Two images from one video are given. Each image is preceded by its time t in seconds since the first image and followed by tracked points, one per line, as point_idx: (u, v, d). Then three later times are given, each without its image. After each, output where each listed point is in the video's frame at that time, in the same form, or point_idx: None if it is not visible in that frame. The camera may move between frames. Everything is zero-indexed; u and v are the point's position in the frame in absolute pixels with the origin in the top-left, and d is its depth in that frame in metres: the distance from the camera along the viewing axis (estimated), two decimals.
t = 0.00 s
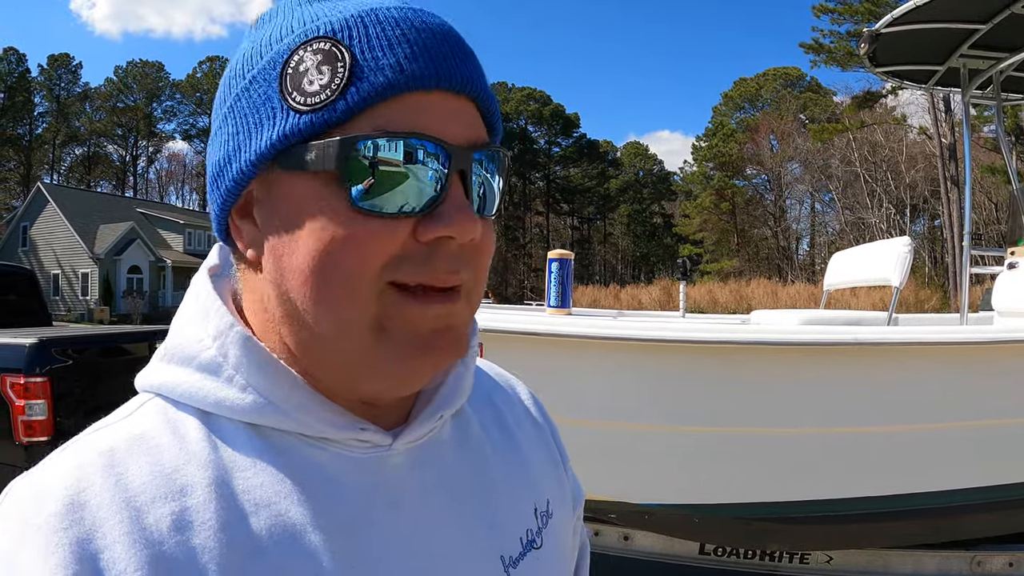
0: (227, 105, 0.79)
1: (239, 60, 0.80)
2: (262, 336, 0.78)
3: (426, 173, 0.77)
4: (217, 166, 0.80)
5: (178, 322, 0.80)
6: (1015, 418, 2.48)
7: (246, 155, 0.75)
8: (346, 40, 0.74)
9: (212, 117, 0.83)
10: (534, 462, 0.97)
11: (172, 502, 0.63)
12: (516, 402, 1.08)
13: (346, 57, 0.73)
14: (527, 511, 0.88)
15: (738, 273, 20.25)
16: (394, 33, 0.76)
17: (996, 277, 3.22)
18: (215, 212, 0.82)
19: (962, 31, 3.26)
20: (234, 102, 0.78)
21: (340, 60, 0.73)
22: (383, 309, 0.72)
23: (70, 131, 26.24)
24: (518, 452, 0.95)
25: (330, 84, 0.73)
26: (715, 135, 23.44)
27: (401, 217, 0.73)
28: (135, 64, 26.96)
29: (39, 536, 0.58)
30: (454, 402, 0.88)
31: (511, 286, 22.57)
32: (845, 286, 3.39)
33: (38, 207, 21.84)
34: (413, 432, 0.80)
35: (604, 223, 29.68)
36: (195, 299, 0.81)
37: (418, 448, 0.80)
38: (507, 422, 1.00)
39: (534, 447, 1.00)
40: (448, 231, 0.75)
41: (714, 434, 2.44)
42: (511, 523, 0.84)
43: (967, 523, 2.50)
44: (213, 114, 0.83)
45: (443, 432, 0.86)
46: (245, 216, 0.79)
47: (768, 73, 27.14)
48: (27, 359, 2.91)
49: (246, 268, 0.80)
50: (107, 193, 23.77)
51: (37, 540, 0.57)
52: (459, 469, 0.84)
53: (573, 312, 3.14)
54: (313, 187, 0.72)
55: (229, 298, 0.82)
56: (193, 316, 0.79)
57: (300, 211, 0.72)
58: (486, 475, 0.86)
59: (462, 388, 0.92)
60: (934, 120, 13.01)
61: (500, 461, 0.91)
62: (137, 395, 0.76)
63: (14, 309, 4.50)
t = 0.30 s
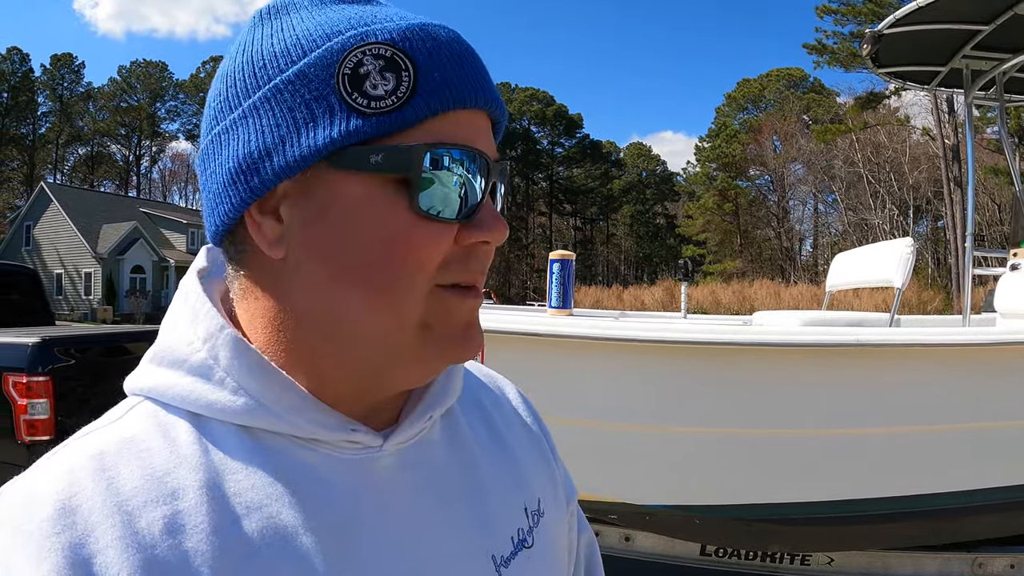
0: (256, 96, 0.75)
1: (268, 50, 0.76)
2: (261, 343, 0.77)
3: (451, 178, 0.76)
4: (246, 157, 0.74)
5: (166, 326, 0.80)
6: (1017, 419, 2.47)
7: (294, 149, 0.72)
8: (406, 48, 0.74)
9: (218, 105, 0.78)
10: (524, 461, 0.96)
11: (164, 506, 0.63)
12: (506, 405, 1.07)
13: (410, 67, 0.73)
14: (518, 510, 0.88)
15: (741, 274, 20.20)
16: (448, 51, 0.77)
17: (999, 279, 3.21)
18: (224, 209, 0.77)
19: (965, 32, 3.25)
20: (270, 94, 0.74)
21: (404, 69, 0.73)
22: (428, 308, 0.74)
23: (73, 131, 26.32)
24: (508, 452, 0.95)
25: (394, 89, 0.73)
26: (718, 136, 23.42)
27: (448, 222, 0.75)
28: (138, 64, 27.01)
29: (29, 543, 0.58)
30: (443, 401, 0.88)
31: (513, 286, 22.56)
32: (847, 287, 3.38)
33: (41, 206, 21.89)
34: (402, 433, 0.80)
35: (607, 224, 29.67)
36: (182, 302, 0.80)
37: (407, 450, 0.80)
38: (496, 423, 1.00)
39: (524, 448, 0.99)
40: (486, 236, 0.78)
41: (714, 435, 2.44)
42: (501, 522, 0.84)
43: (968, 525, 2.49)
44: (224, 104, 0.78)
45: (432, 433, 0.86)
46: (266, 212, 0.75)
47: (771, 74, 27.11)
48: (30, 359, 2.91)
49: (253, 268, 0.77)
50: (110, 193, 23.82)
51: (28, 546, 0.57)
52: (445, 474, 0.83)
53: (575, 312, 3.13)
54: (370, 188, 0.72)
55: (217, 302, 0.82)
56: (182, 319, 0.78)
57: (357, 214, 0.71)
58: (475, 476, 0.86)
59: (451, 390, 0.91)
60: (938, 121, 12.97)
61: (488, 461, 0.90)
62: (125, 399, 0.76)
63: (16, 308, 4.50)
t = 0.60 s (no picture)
0: (270, 92, 0.74)
1: (284, 47, 0.75)
2: (262, 347, 0.77)
3: (458, 184, 0.75)
4: (264, 154, 0.73)
5: (162, 328, 0.80)
6: (1019, 420, 2.47)
7: (316, 148, 0.71)
8: (427, 56, 0.74)
9: (226, 102, 0.77)
10: (520, 464, 0.97)
11: (160, 508, 0.63)
12: (500, 406, 1.07)
13: (432, 74, 0.73)
14: (513, 511, 0.88)
15: (743, 275, 20.19)
16: (466, 61, 0.77)
17: (1001, 280, 3.20)
18: (234, 205, 0.75)
19: (966, 33, 3.24)
20: (291, 93, 0.72)
21: (425, 75, 0.73)
22: (437, 309, 0.75)
23: (75, 131, 26.35)
24: (504, 452, 0.95)
25: (417, 94, 0.73)
26: (720, 136, 23.40)
27: (458, 225, 0.75)
28: (140, 64, 27.04)
29: (23, 545, 0.58)
30: (440, 403, 0.88)
31: (515, 287, 22.55)
32: (848, 288, 3.38)
33: (44, 206, 21.94)
34: (398, 435, 0.80)
35: (609, 224, 29.71)
36: (178, 305, 0.80)
37: (403, 451, 0.80)
38: (491, 424, 1.00)
39: (518, 449, 0.99)
40: (488, 241, 0.79)
41: (714, 435, 2.44)
42: (497, 523, 0.84)
43: (970, 527, 2.48)
44: (232, 101, 0.77)
45: (429, 434, 0.86)
46: (279, 212, 0.74)
47: (773, 75, 27.09)
48: (31, 358, 2.91)
49: (262, 266, 0.77)
50: (112, 193, 23.86)
51: (22, 548, 0.57)
52: (441, 475, 0.83)
53: (575, 312, 3.13)
54: (388, 191, 0.72)
55: (213, 303, 0.82)
56: (178, 321, 0.79)
57: (372, 217, 0.71)
58: (471, 478, 0.86)
59: (447, 392, 0.91)
60: (939, 122, 12.95)
61: (484, 462, 0.91)
62: (121, 399, 0.76)
63: (17, 308, 4.51)
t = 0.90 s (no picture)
0: (268, 91, 0.74)
1: (281, 47, 0.75)
2: (260, 347, 0.77)
3: (455, 184, 0.75)
4: (261, 153, 0.73)
5: (160, 329, 0.79)
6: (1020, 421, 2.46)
7: (312, 147, 0.71)
8: (424, 57, 0.74)
9: (222, 102, 0.77)
10: (519, 465, 0.97)
11: (157, 508, 0.63)
12: (500, 408, 1.07)
13: (428, 74, 0.73)
14: (512, 513, 0.88)
15: (744, 275, 20.16)
16: (464, 62, 0.77)
17: (1002, 281, 3.20)
18: (232, 204, 0.75)
19: (967, 33, 3.24)
20: (289, 91, 0.72)
21: (422, 75, 0.73)
22: (433, 311, 0.75)
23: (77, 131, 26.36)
24: (502, 454, 0.95)
25: (413, 95, 0.73)
26: (722, 137, 23.37)
27: (454, 226, 0.75)
28: (142, 63, 27.07)
29: (21, 544, 0.58)
30: (438, 404, 0.88)
31: (516, 288, 22.52)
32: (849, 289, 3.38)
33: (45, 206, 21.95)
34: (396, 435, 0.80)
35: (610, 224, 29.69)
36: (177, 305, 0.80)
37: (401, 452, 0.80)
38: (489, 425, 1.00)
39: (517, 451, 0.99)
40: (484, 242, 0.79)
41: (716, 437, 2.44)
42: (496, 524, 0.84)
43: (972, 529, 2.47)
44: (229, 100, 0.77)
45: (427, 436, 0.86)
46: (275, 211, 0.74)
47: (774, 75, 27.08)
48: (32, 358, 2.92)
49: (258, 267, 0.77)
50: (113, 192, 23.87)
51: (20, 548, 0.58)
52: (440, 476, 0.83)
53: (575, 313, 3.13)
54: (383, 191, 0.72)
55: (211, 303, 0.83)
56: (176, 322, 0.78)
57: (368, 218, 0.72)
58: (470, 479, 0.86)
59: (445, 393, 0.91)
60: (941, 122, 12.93)
61: (483, 463, 0.91)
62: (119, 399, 0.76)
63: (19, 307, 4.51)
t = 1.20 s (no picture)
0: (283, 93, 0.75)
1: (295, 49, 0.76)
2: (274, 348, 0.78)
3: (469, 186, 0.76)
4: (276, 155, 0.73)
5: (174, 329, 0.80)
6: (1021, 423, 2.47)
7: (327, 150, 0.72)
8: (438, 60, 0.75)
9: (238, 103, 0.78)
10: (530, 466, 0.97)
11: (170, 507, 0.64)
12: (512, 409, 1.08)
13: (441, 77, 0.74)
14: (523, 514, 0.89)
15: (745, 276, 20.14)
16: (476, 65, 0.78)
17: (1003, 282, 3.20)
18: (246, 206, 0.76)
19: (969, 35, 3.25)
20: (303, 94, 0.73)
21: (435, 78, 0.74)
22: (449, 312, 0.75)
23: (79, 130, 26.38)
24: (514, 455, 0.96)
25: (427, 97, 0.74)
26: (723, 137, 23.37)
27: (468, 228, 0.76)
28: (144, 63, 27.11)
29: (37, 542, 0.59)
30: (451, 404, 0.89)
31: (517, 288, 22.51)
32: (850, 290, 3.39)
33: (47, 205, 21.97)
34: (410, 435, 0.81)
35: (611, 224, 29.69)
36: (192, 306, 0.81)
37: (414, 452, 0.81)
38: (501, 426, 1.01)
39: (528, 451, 1.00)
40: (498, 244, 0.80)
41: (718, 438, 2.45)
42: (507, 525, 0.85)
43: (973, 530, 2.48)
44: (244, 102, 0.78)
45: (439, 437, 0.87)
46: (290, 213, 0.75)
47: (775, 76, 27.08)
48: (35, 357, 2.93)
49: (274, 269, 0.78)
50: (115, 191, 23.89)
51: (36, 544, 0.59)
52: (452, 476, 0.83)
53: (578, 313, 3.14)
54: (397, 191, 0.73)
55: (225, 304, 0.84)
56: (190, 323, 0.80)
57: (384, 219, 0.72)
58: (482, 480, 0.87)
59: (457, 393, 0.92)
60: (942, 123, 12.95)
61: (495, 465, 0.91)
62: (134, 399, 0.77)
63: (21, 306, 4.53)
